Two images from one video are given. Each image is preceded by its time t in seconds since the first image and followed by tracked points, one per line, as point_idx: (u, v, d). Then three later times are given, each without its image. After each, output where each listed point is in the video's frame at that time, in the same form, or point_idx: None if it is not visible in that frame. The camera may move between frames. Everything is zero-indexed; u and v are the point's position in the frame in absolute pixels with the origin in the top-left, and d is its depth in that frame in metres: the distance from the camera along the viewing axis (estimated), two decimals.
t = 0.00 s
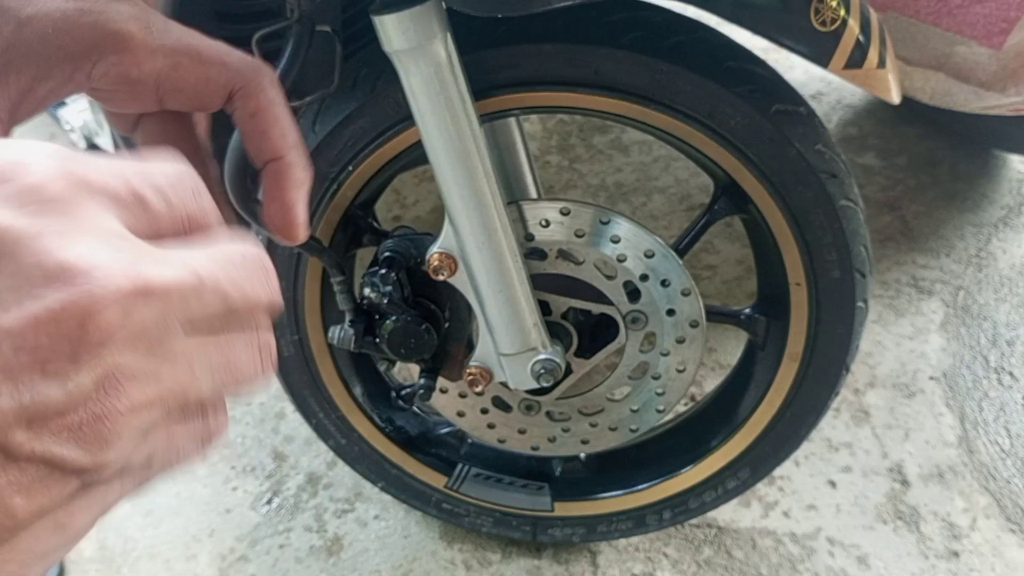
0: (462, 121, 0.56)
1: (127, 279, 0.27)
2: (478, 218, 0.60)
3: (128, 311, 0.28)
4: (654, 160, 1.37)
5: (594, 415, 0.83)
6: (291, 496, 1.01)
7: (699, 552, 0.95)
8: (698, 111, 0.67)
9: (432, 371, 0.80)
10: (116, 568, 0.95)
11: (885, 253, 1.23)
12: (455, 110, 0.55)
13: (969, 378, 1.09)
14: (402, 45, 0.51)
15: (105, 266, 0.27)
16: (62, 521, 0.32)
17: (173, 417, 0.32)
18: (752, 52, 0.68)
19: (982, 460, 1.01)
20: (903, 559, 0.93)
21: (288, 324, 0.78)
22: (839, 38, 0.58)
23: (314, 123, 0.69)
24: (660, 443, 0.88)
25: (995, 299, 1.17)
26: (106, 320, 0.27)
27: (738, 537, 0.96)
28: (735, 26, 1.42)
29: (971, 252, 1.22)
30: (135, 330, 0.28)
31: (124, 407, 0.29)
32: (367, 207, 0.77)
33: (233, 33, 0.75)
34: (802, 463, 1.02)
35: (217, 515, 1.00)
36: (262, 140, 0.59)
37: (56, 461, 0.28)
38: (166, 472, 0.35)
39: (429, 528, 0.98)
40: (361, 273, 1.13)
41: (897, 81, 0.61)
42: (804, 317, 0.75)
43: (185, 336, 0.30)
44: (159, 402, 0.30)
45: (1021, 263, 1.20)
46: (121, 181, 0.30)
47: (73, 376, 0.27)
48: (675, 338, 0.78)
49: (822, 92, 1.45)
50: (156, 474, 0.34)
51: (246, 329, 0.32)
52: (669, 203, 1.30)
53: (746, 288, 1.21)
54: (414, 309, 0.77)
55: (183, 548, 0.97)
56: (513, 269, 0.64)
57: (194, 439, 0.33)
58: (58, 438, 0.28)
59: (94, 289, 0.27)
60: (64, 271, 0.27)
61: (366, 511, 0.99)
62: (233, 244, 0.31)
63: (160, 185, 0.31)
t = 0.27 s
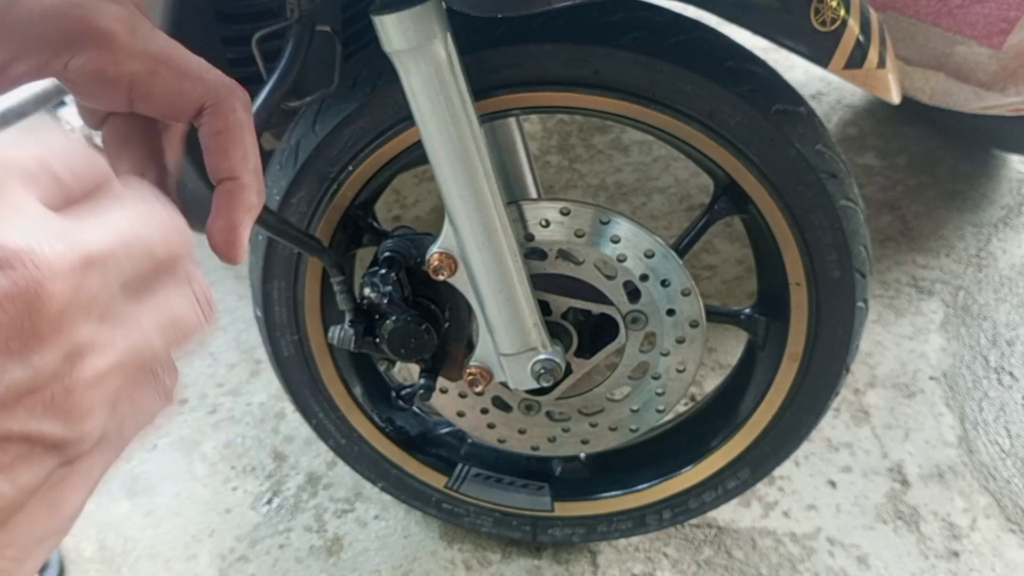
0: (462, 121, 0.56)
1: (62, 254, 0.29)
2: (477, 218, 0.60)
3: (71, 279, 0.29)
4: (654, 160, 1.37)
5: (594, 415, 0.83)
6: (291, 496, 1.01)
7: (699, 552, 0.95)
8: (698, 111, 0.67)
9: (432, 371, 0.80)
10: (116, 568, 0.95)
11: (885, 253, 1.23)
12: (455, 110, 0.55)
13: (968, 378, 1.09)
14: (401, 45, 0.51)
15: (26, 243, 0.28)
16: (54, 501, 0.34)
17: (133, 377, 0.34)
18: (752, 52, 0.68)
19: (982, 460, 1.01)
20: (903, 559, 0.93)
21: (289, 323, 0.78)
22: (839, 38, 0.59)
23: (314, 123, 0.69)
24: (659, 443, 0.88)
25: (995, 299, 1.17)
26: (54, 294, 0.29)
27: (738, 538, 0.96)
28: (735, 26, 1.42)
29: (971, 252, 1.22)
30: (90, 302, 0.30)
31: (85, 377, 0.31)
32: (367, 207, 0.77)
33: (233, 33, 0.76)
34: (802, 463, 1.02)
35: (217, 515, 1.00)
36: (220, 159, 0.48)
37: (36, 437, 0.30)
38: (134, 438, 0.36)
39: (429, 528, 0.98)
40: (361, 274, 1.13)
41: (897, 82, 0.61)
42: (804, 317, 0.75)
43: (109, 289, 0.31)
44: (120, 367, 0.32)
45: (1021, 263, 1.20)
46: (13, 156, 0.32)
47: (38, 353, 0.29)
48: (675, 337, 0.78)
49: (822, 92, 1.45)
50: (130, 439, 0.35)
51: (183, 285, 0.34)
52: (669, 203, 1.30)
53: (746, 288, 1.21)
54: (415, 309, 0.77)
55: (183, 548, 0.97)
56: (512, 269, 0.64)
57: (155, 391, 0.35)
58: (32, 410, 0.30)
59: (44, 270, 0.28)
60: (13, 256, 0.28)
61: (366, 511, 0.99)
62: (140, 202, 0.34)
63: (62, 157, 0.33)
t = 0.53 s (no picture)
0: (462, 121, 0.56)
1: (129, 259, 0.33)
2: (477, 217, 0.60)
3: (102, 344, 0.28)
4: (654, 160, 1.37)
5: (594, 415, 0.83)
6: (290, 496, 1.01)
7: (699, 552, 0.95)
8: (698, 111, 0.67)
9: (433, 371, 0.80)
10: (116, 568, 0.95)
11: (885, 253, 1.23)
12: (454, 110, 0.55)
13: (968, 378, 1.09)
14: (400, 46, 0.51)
15: (28, 277, 0.27)
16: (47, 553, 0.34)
17: (146, 427, 0.30)
18: (752, 52, 0.68)
19: (982, 460, 1.01)
20: (903, 559, 0.93)
21: (289, 323, 0.78)
22: (839, 38, 0.59)
23: (314, 123, 0.69)
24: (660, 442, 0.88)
25: (995, 299, 1.17)
26: (67, 335, 0.27)
27: (738, 538, 0.96)
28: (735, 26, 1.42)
29: (971, 252, 1.22)
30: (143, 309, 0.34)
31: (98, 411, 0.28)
32: (367, 207, 0.77)
33: (234, 33, 0.75)
34: (802, 463, 1.02)
35: (217, 515, 1.00)
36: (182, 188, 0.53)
37: (43, 475, 0.27)
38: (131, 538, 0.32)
39: (429, 528, 0.98)
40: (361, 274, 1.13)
41: (896, 82, 0.61)
42: (804, 317, 0.75)
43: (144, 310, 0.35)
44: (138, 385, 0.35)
45: (1021, 263, 1.21)
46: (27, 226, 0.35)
47: (56, 382, 0.27)
48: (675, 337, 0.78)
49: (822, 92, 1.45)
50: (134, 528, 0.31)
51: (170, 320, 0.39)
52: (669, 203, 1.30)
53: (746, 288, 1.21)
54: (414, 309, 0.77)
55: (183, 548, 0.97)
56: (512, 268, 0.64)
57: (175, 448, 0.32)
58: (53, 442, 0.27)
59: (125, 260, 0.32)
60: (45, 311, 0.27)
61: (366, 511, 0.99)
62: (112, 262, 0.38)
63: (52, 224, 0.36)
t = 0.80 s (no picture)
0: (463, 121, 0.56)
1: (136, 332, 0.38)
2: (477, 217, 0.60)
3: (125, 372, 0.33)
4: (654, 160, 1.37)
5: (594, 415, 0.83)
6: (290, 496, 1.01)
7: (699, 552, 0.95)
8: (698, 111, 0.67)
9: (433, 371, 0.80)
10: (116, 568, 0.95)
11: (885, 253, 1.23)
12: (455, 109, 0.55)
13: (968, 378, 1.09)
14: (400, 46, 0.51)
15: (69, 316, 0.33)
16: None
17: (144, 424, 0.33)
18: (752, 52, 0.68)
19: (982, 460, 1.01)
20: (903, 559, 0.93)
21: (289, 323, 0.78)
22: (839, 38, 0.59)
23: (314, 123, 0.69)
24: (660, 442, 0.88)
25: (995, 299, 1.17)
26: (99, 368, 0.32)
27: (738, 537, 0.96)
28: (735, 26, 1.42)
29: (971, 252, 1.22)
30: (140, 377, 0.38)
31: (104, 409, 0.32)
32: (367, 207, 0.77)
33: (233, 33, 0.76)
34: (802, 463, 1.02)
35: (217, 515, 1.00)
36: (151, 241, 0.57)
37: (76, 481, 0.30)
38: None
39: (429, 527, 0.98)
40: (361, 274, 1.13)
41: (896, 82, 0.61)
42: (804, 316, 0.75)
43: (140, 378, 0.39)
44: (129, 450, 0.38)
45: (1021, 263, 1.21)
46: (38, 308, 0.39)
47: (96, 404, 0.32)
48: (675, 338, 0.78)
49: (822, 92, 1.45)
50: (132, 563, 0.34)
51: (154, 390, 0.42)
52: (669, 203, 1.30)
53: (746, 288, 1.21)
54: (414, 309, 0.77)
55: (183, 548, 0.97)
56: (512, 268, 0.64)
57: (181, 443, 0.34)
58: (71, 433, 0.31)
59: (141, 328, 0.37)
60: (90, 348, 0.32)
61: (366, 511, 0.99)
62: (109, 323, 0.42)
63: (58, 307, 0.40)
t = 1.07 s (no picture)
0: (463, 121, 0.56)
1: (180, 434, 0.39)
2: (477, 217, 0.60)
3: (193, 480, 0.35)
4: (654, 160, 1.36)
5: (594, 415, 0.83)
6: (291, 496, 1.01)
7: (698, 552, 0.95)
8: (698, 111, 0.67)
9: (433, 371, 0.80)
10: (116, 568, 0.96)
11: (885, 253, 1.23)
12: (454, 110, 0.55)
13: (968, 378, 1.09)
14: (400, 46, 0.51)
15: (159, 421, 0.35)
16: None
17: (197, 523, 0.35)
18: (752, 52, 0.68)
19: (982, 460, 1.01)
20: (903, 559, 0.93)
21: (289, 323, 0.78)
22: (839, 38, 0.59)
23: (314, 123, 0.69)
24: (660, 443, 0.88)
25: (995, 299, 1.17)
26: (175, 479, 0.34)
27: (737, 537, 0.96)
28: (734, 26, 1.42)
29: (971, 252, 1.22)
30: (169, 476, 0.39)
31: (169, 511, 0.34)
32: (367, 207, 0.77)
33: (233, 33, 0.76)
34: (802, 463, 1.02)
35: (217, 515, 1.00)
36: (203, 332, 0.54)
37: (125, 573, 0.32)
38: None
39: (429, 527, 0.98)
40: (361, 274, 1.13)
41: (896, 81, 0.61)
42: (804, 316, 0.75)
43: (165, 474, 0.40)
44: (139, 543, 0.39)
45: (1021, 263, 1.21)
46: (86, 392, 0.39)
47: (168, 509, 0.34)
48: (675, 338, 0.78)
49: (822, 92, 1.45)
50: None
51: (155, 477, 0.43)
52: (669, 203, 1.30)
53: (746, 288, 1.21)
54: (414, 309, 0.77)
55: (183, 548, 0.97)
56: (513, 268, 0.64)
57: (218, 548, 0.37)
58: (141, 530, 0.33)
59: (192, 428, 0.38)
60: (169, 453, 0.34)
61: (366, 511, 0.99)
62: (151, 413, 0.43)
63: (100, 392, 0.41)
